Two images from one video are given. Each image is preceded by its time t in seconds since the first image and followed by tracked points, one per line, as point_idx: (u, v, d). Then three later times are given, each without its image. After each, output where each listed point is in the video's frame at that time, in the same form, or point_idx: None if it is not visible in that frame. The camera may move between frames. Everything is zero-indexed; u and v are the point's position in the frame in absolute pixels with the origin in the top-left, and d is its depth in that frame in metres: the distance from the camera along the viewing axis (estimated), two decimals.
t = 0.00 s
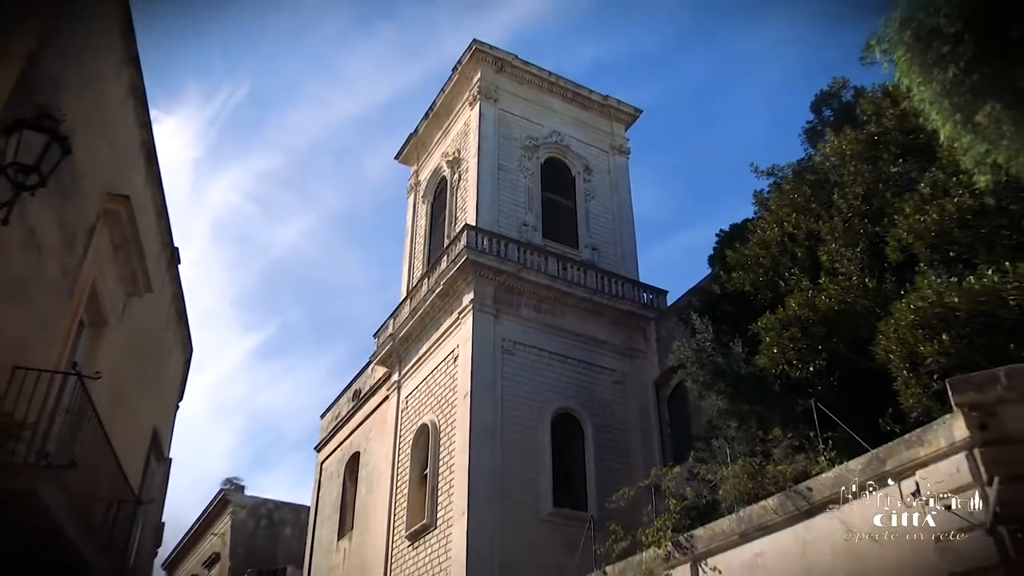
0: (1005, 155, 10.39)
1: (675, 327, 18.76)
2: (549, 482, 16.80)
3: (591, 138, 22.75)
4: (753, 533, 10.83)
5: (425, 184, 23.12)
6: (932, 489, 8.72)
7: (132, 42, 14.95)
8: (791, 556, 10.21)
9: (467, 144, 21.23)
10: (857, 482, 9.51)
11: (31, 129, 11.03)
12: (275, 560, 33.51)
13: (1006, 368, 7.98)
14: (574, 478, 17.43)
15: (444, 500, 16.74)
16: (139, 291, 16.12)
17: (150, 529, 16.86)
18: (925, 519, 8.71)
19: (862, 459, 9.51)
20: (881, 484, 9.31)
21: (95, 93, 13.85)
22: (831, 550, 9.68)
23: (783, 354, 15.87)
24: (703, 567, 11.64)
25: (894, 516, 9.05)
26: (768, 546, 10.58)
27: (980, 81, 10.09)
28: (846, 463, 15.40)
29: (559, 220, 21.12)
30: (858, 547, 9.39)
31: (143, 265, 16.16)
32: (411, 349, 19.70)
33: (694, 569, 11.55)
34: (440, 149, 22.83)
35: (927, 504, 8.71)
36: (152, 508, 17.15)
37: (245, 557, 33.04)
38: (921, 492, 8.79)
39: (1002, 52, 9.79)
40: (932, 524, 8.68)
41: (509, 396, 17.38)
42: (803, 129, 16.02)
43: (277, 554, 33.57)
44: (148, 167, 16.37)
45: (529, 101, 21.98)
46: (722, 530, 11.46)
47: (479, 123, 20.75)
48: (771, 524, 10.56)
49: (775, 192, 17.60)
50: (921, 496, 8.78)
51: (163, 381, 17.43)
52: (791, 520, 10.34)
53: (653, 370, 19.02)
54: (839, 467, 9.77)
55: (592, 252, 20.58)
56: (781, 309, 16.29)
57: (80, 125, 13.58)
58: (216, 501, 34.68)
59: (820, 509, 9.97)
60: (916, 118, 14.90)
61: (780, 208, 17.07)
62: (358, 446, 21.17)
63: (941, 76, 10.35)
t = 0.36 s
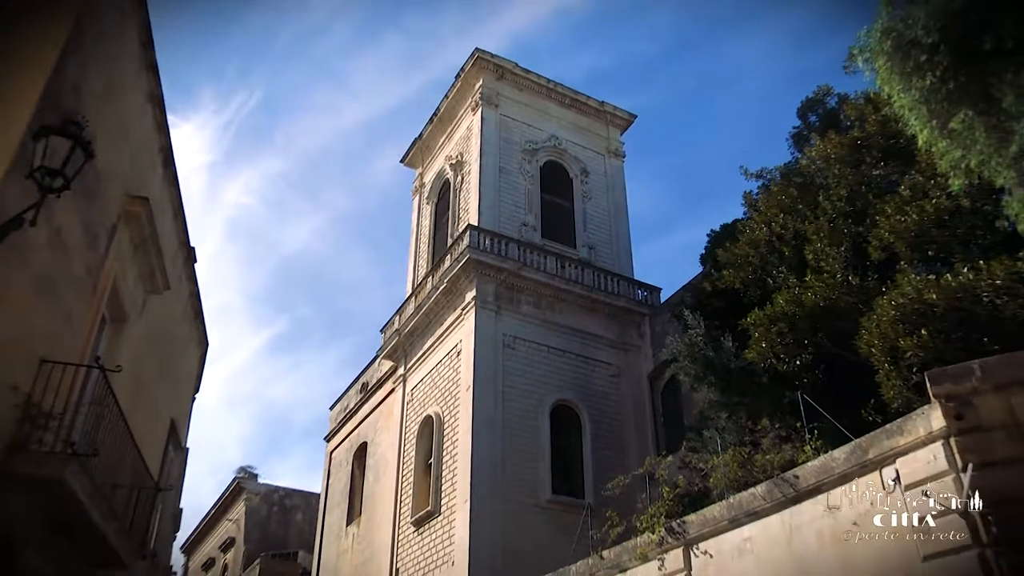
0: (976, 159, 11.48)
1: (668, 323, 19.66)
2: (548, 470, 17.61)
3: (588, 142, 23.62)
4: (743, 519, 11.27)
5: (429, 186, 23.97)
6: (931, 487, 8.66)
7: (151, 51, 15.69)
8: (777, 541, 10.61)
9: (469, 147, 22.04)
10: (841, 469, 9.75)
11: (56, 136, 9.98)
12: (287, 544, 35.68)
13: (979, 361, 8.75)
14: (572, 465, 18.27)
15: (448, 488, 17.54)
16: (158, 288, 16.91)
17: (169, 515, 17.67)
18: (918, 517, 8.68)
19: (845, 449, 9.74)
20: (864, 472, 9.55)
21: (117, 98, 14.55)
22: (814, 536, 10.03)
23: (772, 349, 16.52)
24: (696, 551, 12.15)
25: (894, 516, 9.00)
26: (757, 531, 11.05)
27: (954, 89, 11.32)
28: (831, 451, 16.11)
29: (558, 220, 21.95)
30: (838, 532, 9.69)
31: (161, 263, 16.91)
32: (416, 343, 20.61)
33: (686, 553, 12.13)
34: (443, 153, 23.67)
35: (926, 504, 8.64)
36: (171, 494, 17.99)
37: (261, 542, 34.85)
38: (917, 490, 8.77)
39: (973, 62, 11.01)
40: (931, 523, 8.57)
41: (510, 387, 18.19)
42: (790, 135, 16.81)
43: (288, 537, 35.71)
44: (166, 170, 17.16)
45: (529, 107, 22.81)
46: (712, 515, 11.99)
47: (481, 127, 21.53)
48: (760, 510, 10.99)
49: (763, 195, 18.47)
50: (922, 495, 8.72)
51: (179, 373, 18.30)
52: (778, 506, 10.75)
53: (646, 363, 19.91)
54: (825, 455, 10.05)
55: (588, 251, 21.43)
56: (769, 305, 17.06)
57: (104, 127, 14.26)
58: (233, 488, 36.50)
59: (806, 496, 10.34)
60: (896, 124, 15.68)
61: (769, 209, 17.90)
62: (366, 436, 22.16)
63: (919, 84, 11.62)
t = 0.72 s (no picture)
0: (952, 163, 11.85)
1: (662, 319, 20.50)
2: (547, 460, 18.42)
3: (585, 145, 24.46)
4: (732, 505, 11.56)
5: (433, 187, 24.81)
6: (932, 488, 8.76)
7: (169, 59, 16.38)
8: (766, 527, 10.93)
9: (471, 150, 22.84)
10: (826, 458, 10.10)
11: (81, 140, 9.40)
12: (297, 530, 36.55)
13: (957, 355, 9.07)
14: (570, 455, 19.09)
15: (451, 477, 18.33)
16: (175, 286, 17.70)
17: (185, 503, 18.47)
18: (904, 509, 8.98)
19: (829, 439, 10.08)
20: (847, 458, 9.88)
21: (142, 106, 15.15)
22: (801, 522, 10.39)
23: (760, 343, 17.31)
24: (687, 536, 12.32)
25: (894, 517, 9.14)
26: (746, 518, 11.35)
27: (932, 95, 11.60)
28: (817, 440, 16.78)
29: (556, 220, 22.78)
30: (823, 518, 10.10)
31: (178, 261, 17.65)
32: (419, 338, 21.49)
33: (679, 540, 12.35)
34: (446, 156, 24.49)
35: (927, 504, 8.74)
36: (188, 481, 18.86)
37: (271, 528, 35.78)
38: (902, 481, 9.08)
39: (950, 69, 11.26)
40: (931, 523, 8.71)
41: (510, 380, 19.00)
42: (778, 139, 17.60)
43: (299, 523, 36.54)
44: (182, 173, 17.93)
45: (528, 111, 23.63)
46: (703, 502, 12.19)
47: (482, 131, 22.31)
48: (749, 497, 11.30)
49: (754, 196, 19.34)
50: (922, 495, 8.83)
51: (194, 367, 19.15)
52: (766, 494, 11.06)
53: (641, 355, 20.78)
54: (811, 445, 10.41)
55: (585, 250, 22.25)
56: (758, 302, 17.83)
57: (127, 136, 14.77)
58: (245, 476, 37.48)
59: (793, 484, 10.67)
60: (879, 129, 16.48)
61: (757, 211, 18.73)
62: (373, 427, 23.14)
63: (901, 90, 11.92)
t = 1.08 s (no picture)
0: (932, 166, 12.23)
1: (656, 315, 21.30)
2: (546, 451, 19.18)
3: (582, 148, 25.26)
4: (725, 494, 11.57)
5: (436, 189, 25.62)
6: (913, 479, 8.65)
7: (184, 67, 17.05)
8: (755, 514, 10.98)
9: (472, 153, 23.61)
10: (813, 449, 10.09)
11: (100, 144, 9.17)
12: (307, 517, 37.40)
13: (935, 349, 8.99)
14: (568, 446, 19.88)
15: (454, 466, 19.08)
16: (189, 284, 18.37)
17: (199, 492, 19.18)
18: (885, 496, 8.95)
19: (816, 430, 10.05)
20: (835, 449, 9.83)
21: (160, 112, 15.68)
22: (789, 510, 10.39)
23: (751, 338, 17.74)
24: (682, 524, 12.42)
25: (892, 516, 8.86)
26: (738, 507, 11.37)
27: (913, 102, 11.84)
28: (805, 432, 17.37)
29: (555, 220, 23.58)
30: (811, 505, 10.09)
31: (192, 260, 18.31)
32: (423, 333, 22.30)
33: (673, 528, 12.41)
34: (449, 158, 25.29)
35: (926, 504, 8.45)
36: (201, 470, 19.63)
37: (282, 516, 36.64)
38: (884, 470, 9.04)
39: (928, 77, 11.56)
40: (931, 524, 8.39)
41: (511, 374, 19.76)
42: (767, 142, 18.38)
43: (309, 511, 37.39)
44: (195, 175, 18.61)
45: (528, 116, 24.42)
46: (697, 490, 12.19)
47: (483, 134, 23.06)
48: (741, 486, 11.30)
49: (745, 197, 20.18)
50: (922, 495, 8.52)
51: (206, 362, 19.92)
52: (757, 482, 11.06)
53: (636, 350, 21.60)
54: (799, 436, 10.41)
55: (582, 248, 23.01)
56: (748, 298, 18.56)
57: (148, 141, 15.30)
58: (256, 466, 38.40)
59: (782, 473, 10.67)
60: (863, 134, 17.25)
61: (748, 213, 19.57)
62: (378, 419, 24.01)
63: (883, 97, 12.11)
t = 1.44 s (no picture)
0: (933, 164, 12.19)
1: (657, 313, 21.31)
2: (546, 448, 19.18)
3: (582, 146, 25.27)
4: (725, 492, 11.58)
5: (437, 186, 25.63)
6: (914, 477, 8.63)
7: (184, 65, 17.06)
8: (755, 512, 10.99)
9: (473, 152, 23.60)
10: (813, 447, 10.10)
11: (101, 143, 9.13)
12: (307, 515, 37.41)
13: (936, 347, 8.99)
14: (568, 444, 19.90)
15: (454, 464, 19.08)
16: (189, 282, 18.35)
17: (199, 490, 19.19)
18: (885, 495, 8.95)
19: (818, 428, 10.05)
20: (835, 446, 9.85)
21: (161, 111, 15.66)
22: (790, 508, 10.39)
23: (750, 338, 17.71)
24: (681, 522, 12.44)
25: (893, 517, 8.85)
26: (737, 504, 11.39)
27: (913, 101, 11.80)
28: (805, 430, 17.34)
29: (555, 218, 23.59)
30: (810, 504, 10.10)
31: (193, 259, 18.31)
32: (423, 331, 22.32)
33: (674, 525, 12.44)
34: (450, 157, 25.29)
35: (926, 504, 8.43)
36: (202, 469, 19.65)
37: (282, 514, 36.65)
38: (884, 468, 9.03)
39: (928, 75, 11.54)
40: (931, 524, 8.37)
41: (511, 372, 19.77)
42: (767, 141, 18.41)
43: (309, 509, 37.41)
44: (195, 174, 18.59)
45: (527, 114, 24.41)
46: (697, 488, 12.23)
47: (483, 133, 23.06)
48: (740, 485, 11.31)
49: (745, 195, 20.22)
50: (922, 494, 8.50)
51: (207, 360, 19.93)
52: (756, 480, 11.08)
53: (636, 348, 21.60)
54: (799, 434, 10.39)
55: (583, 247, 23.02)
56: (749, 296, 18.54)
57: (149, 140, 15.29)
58: (255, 464, 38.42)
59: (782, 471, 10.67)
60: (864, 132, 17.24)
61: (749, 210, 19.61)
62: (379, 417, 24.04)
63: (883, 96, 12.08)
